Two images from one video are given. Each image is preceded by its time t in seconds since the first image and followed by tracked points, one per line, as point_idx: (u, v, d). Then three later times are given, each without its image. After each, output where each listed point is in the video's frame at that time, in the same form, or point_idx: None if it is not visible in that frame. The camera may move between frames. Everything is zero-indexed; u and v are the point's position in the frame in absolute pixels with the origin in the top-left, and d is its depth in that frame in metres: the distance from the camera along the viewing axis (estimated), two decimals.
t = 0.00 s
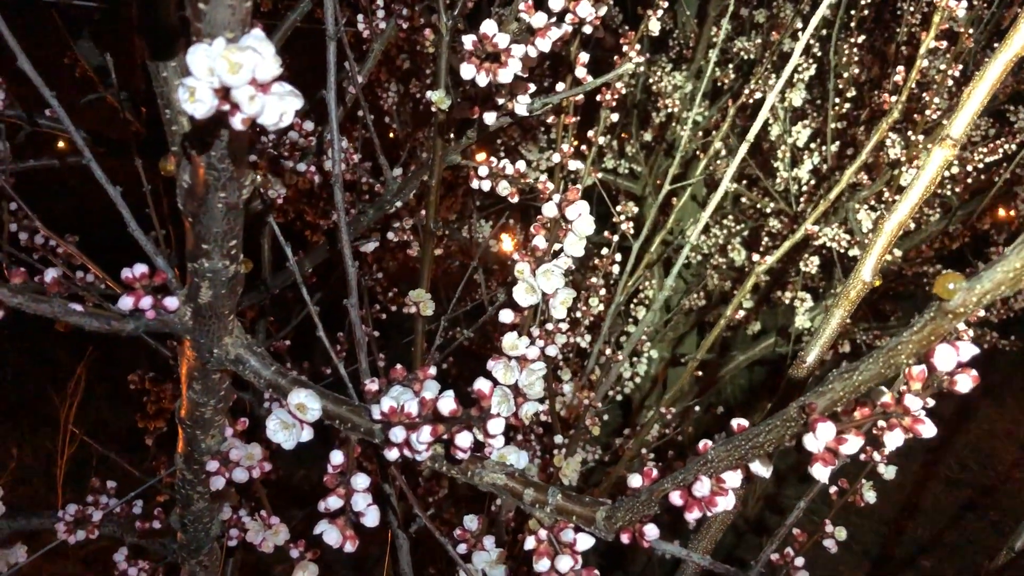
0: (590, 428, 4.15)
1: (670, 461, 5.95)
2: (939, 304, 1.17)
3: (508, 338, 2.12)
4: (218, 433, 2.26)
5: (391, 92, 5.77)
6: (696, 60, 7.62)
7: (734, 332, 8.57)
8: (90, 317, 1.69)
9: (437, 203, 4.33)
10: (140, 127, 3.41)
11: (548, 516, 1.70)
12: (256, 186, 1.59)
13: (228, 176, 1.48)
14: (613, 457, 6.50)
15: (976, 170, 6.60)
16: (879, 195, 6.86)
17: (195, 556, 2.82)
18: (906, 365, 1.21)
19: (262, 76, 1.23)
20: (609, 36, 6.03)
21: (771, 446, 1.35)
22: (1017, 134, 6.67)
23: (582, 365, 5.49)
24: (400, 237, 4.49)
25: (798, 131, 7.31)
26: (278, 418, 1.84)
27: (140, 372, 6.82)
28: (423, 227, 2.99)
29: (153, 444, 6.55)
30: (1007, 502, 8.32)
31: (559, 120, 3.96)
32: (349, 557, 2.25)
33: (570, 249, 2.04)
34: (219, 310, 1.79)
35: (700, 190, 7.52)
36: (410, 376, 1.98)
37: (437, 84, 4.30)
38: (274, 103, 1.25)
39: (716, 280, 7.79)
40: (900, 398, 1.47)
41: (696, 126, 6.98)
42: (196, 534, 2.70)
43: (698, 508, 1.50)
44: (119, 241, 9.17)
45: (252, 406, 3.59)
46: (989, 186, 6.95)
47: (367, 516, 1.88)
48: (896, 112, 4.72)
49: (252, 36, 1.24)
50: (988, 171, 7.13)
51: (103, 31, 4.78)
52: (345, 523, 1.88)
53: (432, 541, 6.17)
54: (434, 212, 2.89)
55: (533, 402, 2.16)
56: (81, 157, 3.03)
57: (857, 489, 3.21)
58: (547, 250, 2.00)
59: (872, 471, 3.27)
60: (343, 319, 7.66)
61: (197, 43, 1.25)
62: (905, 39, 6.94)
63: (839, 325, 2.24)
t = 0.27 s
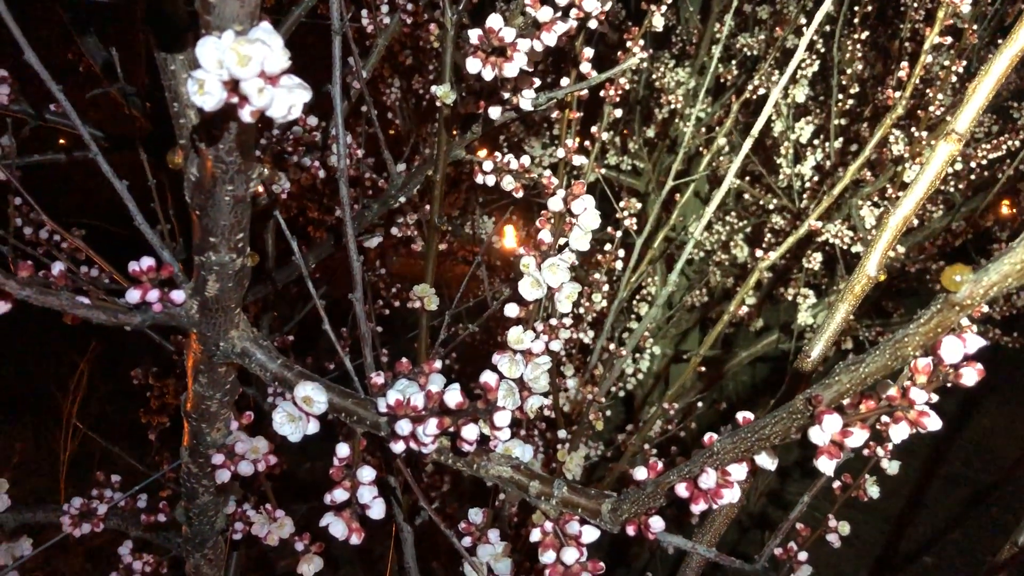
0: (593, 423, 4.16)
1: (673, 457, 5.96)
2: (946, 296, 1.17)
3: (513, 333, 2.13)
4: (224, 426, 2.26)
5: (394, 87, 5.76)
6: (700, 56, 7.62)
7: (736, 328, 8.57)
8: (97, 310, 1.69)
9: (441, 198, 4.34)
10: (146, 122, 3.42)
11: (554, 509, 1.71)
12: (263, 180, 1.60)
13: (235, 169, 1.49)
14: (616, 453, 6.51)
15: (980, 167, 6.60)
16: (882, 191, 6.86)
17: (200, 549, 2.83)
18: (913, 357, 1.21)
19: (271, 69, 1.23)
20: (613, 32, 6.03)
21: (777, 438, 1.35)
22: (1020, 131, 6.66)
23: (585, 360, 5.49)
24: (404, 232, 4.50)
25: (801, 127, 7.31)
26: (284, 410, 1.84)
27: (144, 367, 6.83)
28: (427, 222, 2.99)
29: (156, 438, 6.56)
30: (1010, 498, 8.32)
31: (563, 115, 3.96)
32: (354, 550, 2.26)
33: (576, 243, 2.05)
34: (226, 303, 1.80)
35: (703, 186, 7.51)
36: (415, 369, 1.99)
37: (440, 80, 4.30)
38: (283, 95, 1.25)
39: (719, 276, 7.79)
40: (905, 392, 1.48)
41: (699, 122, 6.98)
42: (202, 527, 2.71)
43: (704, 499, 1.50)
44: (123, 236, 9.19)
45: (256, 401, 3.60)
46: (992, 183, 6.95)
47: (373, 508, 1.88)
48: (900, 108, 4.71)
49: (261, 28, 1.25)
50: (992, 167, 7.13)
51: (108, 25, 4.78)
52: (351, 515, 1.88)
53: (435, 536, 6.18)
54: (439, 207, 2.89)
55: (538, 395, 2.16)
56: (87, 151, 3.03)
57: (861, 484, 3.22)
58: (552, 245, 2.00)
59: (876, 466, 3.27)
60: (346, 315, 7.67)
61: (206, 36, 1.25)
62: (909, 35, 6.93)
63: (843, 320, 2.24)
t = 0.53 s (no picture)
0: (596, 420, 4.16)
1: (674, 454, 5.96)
2: (951, 291, 1.17)
3: (516, 329, 2.13)
4: (228, 422, 2.27)
5: (396, 85, 5.76)
6: (701, 53, 7.62)
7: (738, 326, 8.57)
8: (103, 306, 1.70)
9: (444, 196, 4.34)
10: (149, 118, 3.42)
11: (559, 504, 1.72)
12: (269, 177, 1.61)
13: (241, 164, 1.49)
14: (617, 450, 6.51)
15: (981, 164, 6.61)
16: (883, 188, 6.86)
17: (204, 545, 2.84)
18: (918, 352, 1.21)
19: (278, 64, 1.24)
20: (614, 29, 6.03)
21: (782, 433, 1.36)
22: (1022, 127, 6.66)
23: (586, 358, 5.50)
24: (406, 229, 4.50)
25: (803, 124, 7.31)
26: (290, 407, 1.85)
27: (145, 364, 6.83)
28: (430, 218, 2.99)
29: (159, 435, 6.56)
30: (1011, 495, 8.33)
31: (565, 112, 3.96)
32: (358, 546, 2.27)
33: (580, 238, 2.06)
34: (231, 299, 1.80)
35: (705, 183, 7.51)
36: (420, 365, 2.00)
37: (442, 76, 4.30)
38: (290, 91, 1.26)
39: (720, 272, 7.79)
40: (909, 386, 1.50)
41: (701, 118, 6.98)
42: (206, 523, 2.72)
43: (709, 494, 1.51)
44: (124, 234, 9.19)
45: (259, 398, 3.60)
46: (993, 180, 6.95)
47: (378, 504, 1.89)
48: (901, 105, 4.71)
49: (268, 24, 1.25)
50: (993, 164, 7.13)
51: (111, 23, 4.79)
52: (356, 511, 1.89)
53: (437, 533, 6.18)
54: (442, 204, 2.89)
55: (542, 391, 2.17)
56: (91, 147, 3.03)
57: (863, 480, 3.22)
58: (556, 241, 2.00)
59: (878, 462, 3.28)
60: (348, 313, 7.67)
61: (213, 32, 1.25)
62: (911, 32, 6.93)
63: (847, 316, 2.24)
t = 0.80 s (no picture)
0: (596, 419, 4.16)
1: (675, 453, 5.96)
2: (951, 290, 1.17)
3: (518, 328, 2.13)
4: (230, 422, 2.28)
5: (396, 84, 5.77)
6: (701, 53, 7.62)
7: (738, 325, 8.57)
8: (105, 307, 1.70)
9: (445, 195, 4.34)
10: (150, 119, 3.42)
11: (560, 503, 1.72)
12: (271, 177, 1.61)
13: (243, 165, 1.50)
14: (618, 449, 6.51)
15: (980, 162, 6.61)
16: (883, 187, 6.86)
17: (206, 545, 2.84)
18: (918, 350, 1.21)
19: (280, 65, 1.24)
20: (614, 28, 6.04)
21: (784, 432, 1.36)
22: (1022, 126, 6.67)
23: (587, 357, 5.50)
24: (407, 228, 4.50)
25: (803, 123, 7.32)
26: (291, 406, 1.85)
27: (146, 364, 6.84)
28: (430, 218, 2.99)
29: (159, 435, 6.57)
30: (1011, 493, 8.33)
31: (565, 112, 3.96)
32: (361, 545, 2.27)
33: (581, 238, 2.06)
34: (232, 298, 1.81)
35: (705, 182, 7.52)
36: (421, 365, 2.00)
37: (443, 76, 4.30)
38: (292, 92, 1.27)
39: (720, 272, 7.79)
40: (909, 384, 1.53)
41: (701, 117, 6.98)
42: (207, 523, 2.72)
43: (710, 493, 1.51)
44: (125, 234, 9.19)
45: (260, 397, 3.61)
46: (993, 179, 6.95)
47: (380, 503, 1.89)
48: (901, 104, 4.71)
49: (270, 25, 1.26)
50: (993, 162, 7.13)
51: (112, 23, 4.79)
52: (358, 510, 1.89)
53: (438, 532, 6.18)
54: (442, 203, 2.89)
55: (543, 390, 2.17)
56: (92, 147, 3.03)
57: (863, 479, 3.23)
58: (557, 240, 2.01)
59: (878, 461, 3.28)
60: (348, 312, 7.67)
61: (215, 33, 1.26)
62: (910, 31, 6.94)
63: (847, 315, 2.24)
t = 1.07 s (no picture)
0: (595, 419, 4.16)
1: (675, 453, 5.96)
2: (947, 290, 1.18)
3: (515, 329, 2.13)
4: (229, 422, 2.28)
5: (396, 85, 5.77)
6: (700, 53, 7.62)
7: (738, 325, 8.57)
8: (104, 308, 1.71)
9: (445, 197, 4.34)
10: (149, 120, 3.42)
11: (558, 503, 1.73)
12: (269, 177, 1.61)
13: (241, 166, 1.50)
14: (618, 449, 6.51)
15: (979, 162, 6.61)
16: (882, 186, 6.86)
17: (205, 545, 2.84)
18: (914, 350, 1.22)
19: (278, 66, 1.25)
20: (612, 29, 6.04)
21: (781, 431, 1.36)
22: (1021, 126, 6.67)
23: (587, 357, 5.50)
24: (406, 229, 4.50)
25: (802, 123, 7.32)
26: (290, 406, 1.85)
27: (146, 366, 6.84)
28: (429, 219, 2.99)
29: (159, 436, 6.57)
30: (1010, 493, 8.33)
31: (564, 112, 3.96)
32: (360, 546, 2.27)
33: (579, 238, 2.06)
34: (231, 299, 1.81)
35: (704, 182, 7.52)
36: (419, 365, 2.01)
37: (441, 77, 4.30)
38: (289, 93, 1.27)
39: (720, 272, 7.79)
40: (906, 383, 1.55)
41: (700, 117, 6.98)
42: (206, 523, 2.73)
43: (708, 492, 1.50)
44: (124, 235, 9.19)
45: (260, 398, 3.61)
46: (992, 178, 6.96)
47: (378, 503, 1.90)
48: (899, 103, 4.71)
49: (268, 26, 1.26)
50: (992, 162, 7.13)
51: (111, 24, 4.79)
52: (357, 510, 1.90)
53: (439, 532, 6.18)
54: (441, 204, 2.89)
55: (542, 390, 2.17)
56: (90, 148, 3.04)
57: (862, 478, 3.23)
58: (555, 241, 2.01)
59: (877, 460, 3.28)
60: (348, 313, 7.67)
61: (213, 34, 1.26)
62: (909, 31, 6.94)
63: (845, 314, 2.25)
